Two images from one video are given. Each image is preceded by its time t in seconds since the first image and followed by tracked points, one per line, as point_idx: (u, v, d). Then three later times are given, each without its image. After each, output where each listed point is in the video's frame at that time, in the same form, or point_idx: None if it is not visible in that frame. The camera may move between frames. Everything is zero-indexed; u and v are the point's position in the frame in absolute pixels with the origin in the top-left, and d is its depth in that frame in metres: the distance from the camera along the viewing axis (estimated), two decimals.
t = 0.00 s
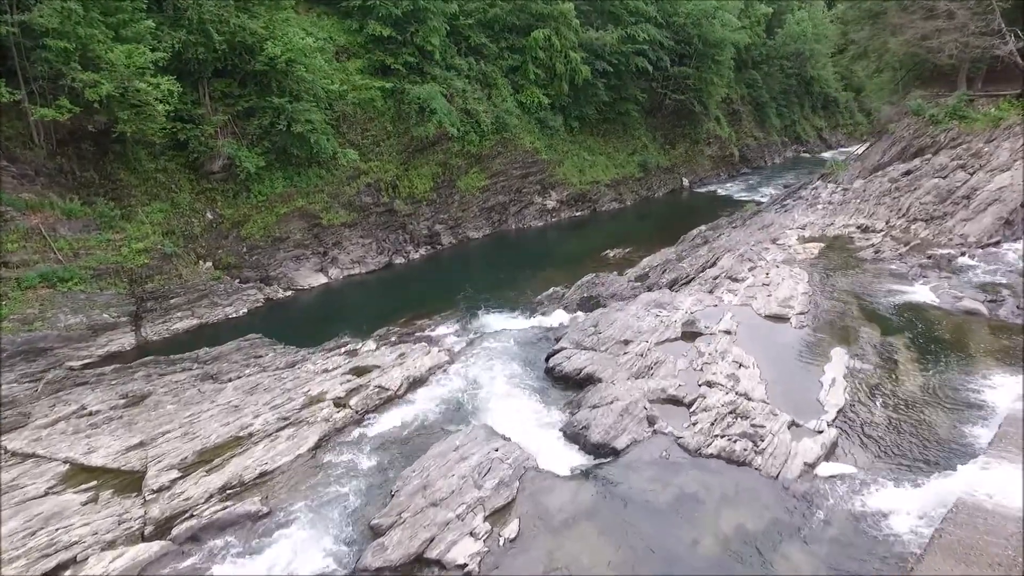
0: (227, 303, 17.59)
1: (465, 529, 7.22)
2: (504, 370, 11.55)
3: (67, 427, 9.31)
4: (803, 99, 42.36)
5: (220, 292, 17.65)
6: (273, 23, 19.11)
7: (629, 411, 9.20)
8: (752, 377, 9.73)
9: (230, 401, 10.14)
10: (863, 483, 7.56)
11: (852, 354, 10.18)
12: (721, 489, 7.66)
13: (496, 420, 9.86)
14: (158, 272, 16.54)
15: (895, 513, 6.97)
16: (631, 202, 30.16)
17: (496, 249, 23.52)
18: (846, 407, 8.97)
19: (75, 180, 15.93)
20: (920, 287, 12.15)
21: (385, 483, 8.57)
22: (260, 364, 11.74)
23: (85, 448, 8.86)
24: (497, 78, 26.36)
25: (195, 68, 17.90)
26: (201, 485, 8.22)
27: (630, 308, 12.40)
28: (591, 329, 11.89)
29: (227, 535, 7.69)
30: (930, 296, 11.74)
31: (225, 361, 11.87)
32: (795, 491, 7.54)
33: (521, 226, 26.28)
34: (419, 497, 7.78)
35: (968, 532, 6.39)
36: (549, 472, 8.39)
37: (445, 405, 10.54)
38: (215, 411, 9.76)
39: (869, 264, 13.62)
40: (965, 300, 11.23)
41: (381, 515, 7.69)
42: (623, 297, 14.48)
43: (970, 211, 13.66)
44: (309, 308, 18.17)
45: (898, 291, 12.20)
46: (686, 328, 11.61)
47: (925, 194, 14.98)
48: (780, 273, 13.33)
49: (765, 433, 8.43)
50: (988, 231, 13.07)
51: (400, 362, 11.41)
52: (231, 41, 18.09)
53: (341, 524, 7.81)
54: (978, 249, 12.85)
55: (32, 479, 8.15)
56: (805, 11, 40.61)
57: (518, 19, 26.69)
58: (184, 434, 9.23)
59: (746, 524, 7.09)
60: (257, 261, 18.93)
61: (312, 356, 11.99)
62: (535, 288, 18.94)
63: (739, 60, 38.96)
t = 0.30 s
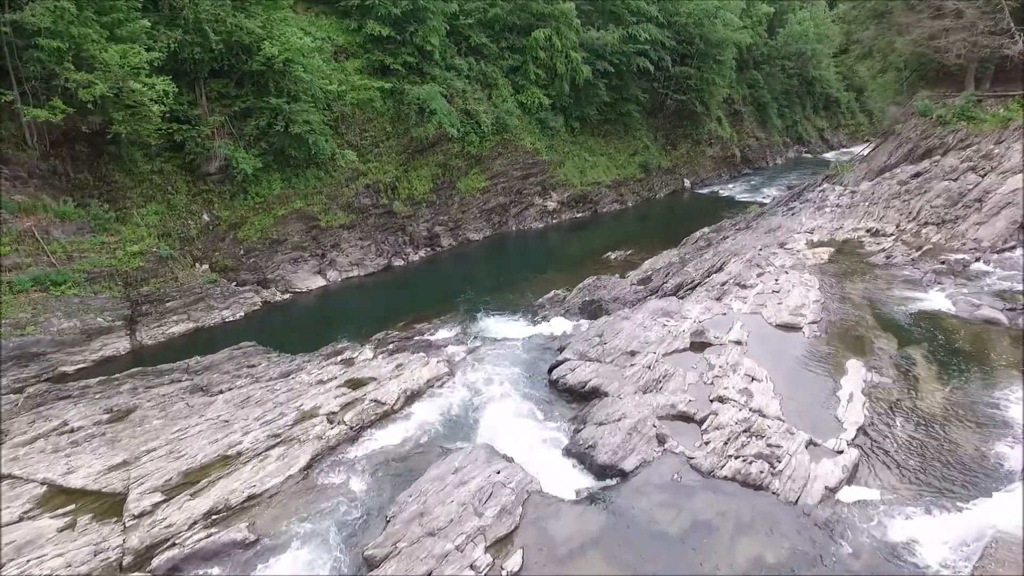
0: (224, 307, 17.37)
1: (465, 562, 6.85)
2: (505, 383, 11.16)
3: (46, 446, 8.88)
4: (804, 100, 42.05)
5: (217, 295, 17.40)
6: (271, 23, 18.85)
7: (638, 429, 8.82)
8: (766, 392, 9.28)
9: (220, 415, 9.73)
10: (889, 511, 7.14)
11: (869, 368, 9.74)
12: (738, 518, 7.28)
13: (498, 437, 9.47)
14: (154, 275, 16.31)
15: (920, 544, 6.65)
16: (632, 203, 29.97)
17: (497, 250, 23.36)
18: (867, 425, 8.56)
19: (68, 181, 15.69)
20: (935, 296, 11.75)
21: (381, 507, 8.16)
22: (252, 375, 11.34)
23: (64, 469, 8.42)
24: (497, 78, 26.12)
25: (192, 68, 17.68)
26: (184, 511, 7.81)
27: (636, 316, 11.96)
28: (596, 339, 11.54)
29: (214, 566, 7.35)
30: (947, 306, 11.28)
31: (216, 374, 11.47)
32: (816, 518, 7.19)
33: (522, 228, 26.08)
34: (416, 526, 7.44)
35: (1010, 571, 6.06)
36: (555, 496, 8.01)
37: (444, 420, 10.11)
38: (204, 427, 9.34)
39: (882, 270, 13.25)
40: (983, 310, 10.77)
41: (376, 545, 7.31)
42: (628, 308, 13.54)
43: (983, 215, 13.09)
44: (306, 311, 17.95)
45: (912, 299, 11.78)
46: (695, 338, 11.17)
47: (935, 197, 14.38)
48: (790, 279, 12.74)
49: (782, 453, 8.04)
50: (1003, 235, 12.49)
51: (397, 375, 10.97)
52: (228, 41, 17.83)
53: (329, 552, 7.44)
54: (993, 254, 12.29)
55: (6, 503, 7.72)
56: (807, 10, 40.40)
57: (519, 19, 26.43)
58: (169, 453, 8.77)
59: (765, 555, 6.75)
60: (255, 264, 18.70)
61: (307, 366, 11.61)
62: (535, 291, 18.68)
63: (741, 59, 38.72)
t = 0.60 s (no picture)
0: (220, 310, 17.11)
1: None
2: (506, 396, 10.79)
3: (25, 464, 8.54)
4: (806, 100, 41.79)
5: (214, 298, 17.16)
6: (268, 23, 18.63)
7: (646, 448, 8.48)
8: (779, 408, 8.94)
9: (210, 429, 9.36)
10: (913, 537, 6.80)
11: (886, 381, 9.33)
12: (754, 546, 6.92)
13: (499, 456, 9.11)
14: (149, 278, 16.04)
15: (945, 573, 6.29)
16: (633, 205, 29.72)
17: (498, 252, 23.16)
18: (887, 441, 8.25)
19: (63, 182, 15.49)
20: (949, 304, 11.33)
21: (376, 530, 7.80)
22: (245, 385, 10.91)
23: (43, 489, 8.06)
24: (498, 78, 25.90)
25: (189, 68, 17.46)
26: (167, 537, 7.52)
27: (642, 323, 11.61)
28: (601, 349, 11.16)
29: None
30: (964, 316, 10.82)
31: (206, 384, 11.04)
32: (836, 547, 6.84)
33: (522, 229, 25.87)
34: (412, 555, 7.09)
35: None
36: (560, 522, 7.66)
37: (443, 436, 9.79)
38: (192, 443, 8.94)
39: (893, 275, 12.89)
40: (1002, 320, 10.34)
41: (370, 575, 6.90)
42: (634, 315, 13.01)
43: (996, 218, 12.77)
44: (305, 315, 17.70)
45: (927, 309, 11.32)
46: (703, 348, 10.85)
47: (945, 200, 13.98)
48: (800, 285, 12.41)
49: (799, 474, 7.69)
50: (1016, 240, 12.22)
51: (394, 388, 10.54)
52: (225, 41, 17.59)
53: None
54: (1007, 259, 12.01)
55: None
56: (810, 10, 40.19)
57: (519, 18, 26.17)
58: (154, 471, 8.42)
59: None
60: (252, 267, 18.48)
61: (302, 375, 11.23)
62: (536, 294, 18.45)
63: (743, 59, 38.46)
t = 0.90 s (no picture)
0: (217, 312, 16.88)
1: None
2: (507, 411, 10.32)
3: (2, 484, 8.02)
4: (807, 100, 41.58)
5: (211, 300, 16.94)
6: (266, 22, 18.42)
7: (655, 467, 7.84)
8: (794, 423, 8.33)
9: (199, 444, 8.87)
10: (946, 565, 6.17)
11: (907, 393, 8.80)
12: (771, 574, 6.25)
13: (498, 475, 8.59)
14: (145, 280, 15.85)
15: None
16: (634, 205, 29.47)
17: (498, 253, 22.96)
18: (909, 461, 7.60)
19: (57, 183, 15.27)
20: (965, 309, 10.90)
21: (359, 561, 7.18)
22: (237, 396, 10.52)
23: (19, 511, 7.54)
24: (498, 78, 25.68)
25: (185, 67, 17.21)
26: (148, 566, 6.93)
27: (647, 332, 11.19)
28: (606, 359, 10.74)
29: None
30: (983, 322, 10.38)
31: (196, 396, 10.63)
32: None
33: (522, 230, 25.64)
34: None
35: None
36: (566, 549, 7.01)
37: (439, 452, 9.25)
38: (180, 460, 8.49)
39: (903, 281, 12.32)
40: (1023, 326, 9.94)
41: None
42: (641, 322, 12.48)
43: (1008, 221, 12.47)
44: (303, 318, 17.43)
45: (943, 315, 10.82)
46: (712, 358, 10.28)
47: (956, 203, 13.63)
48: (810, 291, 11.88)
49: (817, 497, 7.04)
50: None
51: (391, 401, 10.12)
52: (222, 40, 17.35)
53: None
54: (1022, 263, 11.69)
55: None
56: (811, 10, 39.96)
57: (520, 17, 25.93)
58: (138, 491, 7.93)
59: None
60: (249, 268, 18.25)
61: (297, 386, 10.84)
62: (537, 295, 18.19)
63: (745, 59, 38.22)
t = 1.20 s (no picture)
0: (214, 316, 16.65)
1: None
2: (509, 426, 9.98)
3: None
4: (809, 100, 41.31)
5: (207, 303, 16.71)
6: (263, 22, 18.18)
7: (666, 491, 7.53)
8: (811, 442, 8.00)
9: (187, 462, 8.48)
10: None
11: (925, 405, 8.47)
12: None
13: (502, 498, 8.27)
14: (140, 283, 15.61)
15: None
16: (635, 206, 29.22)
17: (499, 255, 22.77)
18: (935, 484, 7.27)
19: (50, 184, 15.03)
20: (982, 318, 10.64)
21: None
22: (229, 408, 10.17)
23: None
24: (499, 79, 25.46)
25: (181, 68, 16.98)
26: None
27: (654, 343, 10.74)
28: (611, 370, 10.31)
29: None
30: (1004, 333, 10.08)
31: (185, 408, 10.24)
32: None
33: (522, 231, 25.42)
34: None
35: None
36: None
37: (438, 472, 8.95)
38: (165, 479, 8.08)
39: (917, 285, 12.02)
40: None
41: None
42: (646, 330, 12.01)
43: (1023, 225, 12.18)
44: (300, 322, 17.20)
45: (962, 324, 10.51)
46: (723, 370, 9.87)
47: (968, 206, 13.29)
48: (821, 298, 11.35)
49: (840, 524, 6.75)
50: None
51: (387, 415, 9.80)
52: (219, 40, 17.11)
53: None
54: None
55: None
56: (814, 9, 39.69)
57: (520, 16, 25.65)
58: (119, 515, 7.51)
59: None
60: (247, 271, 18.02)
61: (292, 396, 10.53)
62: (539, 298, 17.94)
63: (747, 59, 37.95)
